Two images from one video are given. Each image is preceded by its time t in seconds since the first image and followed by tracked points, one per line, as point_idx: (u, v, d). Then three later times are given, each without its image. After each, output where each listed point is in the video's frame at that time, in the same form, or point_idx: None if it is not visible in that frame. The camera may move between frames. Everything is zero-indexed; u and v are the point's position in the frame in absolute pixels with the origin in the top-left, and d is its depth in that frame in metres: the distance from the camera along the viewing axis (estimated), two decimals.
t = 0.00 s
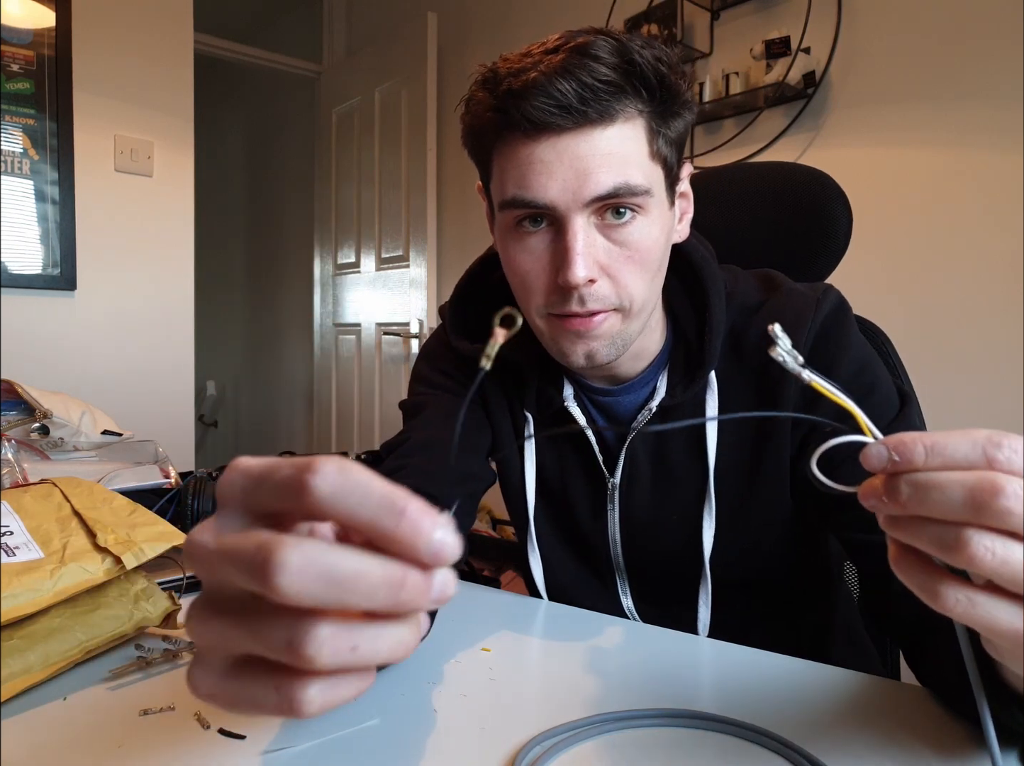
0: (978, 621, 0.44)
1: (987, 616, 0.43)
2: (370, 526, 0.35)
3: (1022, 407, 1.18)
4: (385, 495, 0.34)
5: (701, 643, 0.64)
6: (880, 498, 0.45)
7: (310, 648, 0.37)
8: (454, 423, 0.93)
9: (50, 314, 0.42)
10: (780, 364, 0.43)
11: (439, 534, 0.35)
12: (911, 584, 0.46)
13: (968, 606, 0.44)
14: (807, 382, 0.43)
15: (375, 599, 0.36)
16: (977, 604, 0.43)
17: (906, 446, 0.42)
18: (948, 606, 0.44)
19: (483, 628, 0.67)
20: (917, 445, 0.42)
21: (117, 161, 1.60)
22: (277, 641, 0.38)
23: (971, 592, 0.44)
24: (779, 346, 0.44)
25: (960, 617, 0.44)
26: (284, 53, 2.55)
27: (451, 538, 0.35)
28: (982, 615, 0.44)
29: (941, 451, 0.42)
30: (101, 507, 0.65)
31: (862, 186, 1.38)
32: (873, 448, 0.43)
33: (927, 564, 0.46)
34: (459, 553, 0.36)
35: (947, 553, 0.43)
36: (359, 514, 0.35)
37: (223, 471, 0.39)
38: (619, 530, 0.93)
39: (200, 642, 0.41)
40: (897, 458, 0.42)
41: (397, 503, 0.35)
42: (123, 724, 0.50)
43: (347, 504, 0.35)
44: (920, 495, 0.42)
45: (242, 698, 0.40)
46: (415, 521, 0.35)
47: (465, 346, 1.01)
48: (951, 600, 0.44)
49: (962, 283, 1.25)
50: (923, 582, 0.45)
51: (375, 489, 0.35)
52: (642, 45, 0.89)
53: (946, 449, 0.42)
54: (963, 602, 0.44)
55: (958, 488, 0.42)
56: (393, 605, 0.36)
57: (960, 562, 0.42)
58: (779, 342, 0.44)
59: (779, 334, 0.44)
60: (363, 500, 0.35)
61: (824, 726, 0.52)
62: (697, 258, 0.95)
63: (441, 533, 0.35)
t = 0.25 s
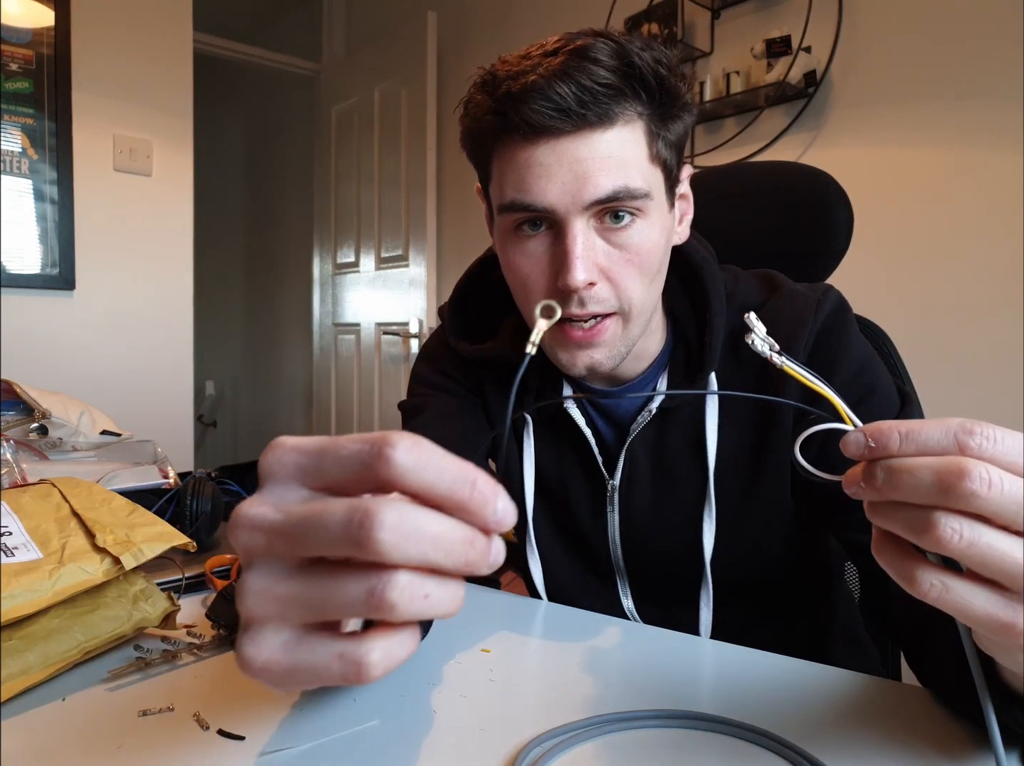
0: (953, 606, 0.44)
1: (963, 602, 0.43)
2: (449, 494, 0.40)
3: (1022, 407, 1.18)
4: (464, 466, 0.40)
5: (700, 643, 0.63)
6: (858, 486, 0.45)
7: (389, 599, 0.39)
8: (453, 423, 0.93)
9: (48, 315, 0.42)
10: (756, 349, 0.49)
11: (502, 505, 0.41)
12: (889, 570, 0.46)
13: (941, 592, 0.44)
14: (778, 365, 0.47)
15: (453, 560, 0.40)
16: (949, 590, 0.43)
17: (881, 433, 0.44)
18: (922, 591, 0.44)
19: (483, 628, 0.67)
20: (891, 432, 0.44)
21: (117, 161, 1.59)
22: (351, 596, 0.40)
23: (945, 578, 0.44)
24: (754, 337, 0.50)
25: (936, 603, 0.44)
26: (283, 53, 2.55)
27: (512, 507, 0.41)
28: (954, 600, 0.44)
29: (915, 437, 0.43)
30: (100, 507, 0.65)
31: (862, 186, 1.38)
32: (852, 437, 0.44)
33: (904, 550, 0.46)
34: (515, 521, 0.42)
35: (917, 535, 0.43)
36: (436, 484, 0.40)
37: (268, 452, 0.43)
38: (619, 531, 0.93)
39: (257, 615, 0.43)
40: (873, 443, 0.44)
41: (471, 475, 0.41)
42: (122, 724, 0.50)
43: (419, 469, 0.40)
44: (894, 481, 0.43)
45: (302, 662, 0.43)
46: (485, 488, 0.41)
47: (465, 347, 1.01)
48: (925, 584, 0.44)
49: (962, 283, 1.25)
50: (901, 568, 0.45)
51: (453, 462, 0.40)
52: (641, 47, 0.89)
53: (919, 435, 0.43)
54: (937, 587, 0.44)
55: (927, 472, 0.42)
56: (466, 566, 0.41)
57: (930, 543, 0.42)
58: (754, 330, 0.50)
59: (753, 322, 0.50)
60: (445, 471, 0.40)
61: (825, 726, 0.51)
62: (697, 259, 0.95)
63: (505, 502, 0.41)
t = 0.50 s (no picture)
0: (949, 601, 0.43)
1: (957, 597, 0.43)
2: (468, 464, 0.42)
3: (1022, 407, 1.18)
4: (480, 437, 0.42)
5: (701, 644, 0.63)
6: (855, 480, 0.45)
7: (418, 564, 0.40)
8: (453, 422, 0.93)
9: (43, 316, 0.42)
10: (756, 343, 0.49)
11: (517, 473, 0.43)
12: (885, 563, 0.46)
13: (936, 587, 0.43)
14: (777, 358, 0.46)
15: (474, 526, 0.42)
16: (945, 585, 0.43)
17: (879, 428, 0.44)
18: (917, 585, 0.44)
19: (483, 629, 0.66)
20: (889, 426, 0.44)
21: (115, 160, 1.59)
22: (381, 566, 0.41)
23: (940, 572, 0.43)
24: (753, 329, 0.50)
25: (931, 598, 0.43)
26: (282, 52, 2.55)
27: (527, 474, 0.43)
28: (949, 595, 0.43)
29: (912, 431, 0.43)
30: (98, 507, 0.65)
31: (862, 186, 1.37)
32: (851, 429, 0.44)
33: (900, 544, 0.46)
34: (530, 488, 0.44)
35: (910, 528, 0.42)
36: (455, 455, 0.41)
37: (285, 428, 0.44)
38: (620, 531, 0.93)
39: (284, 590, 0.44)
40: (871, 438, 0.44)
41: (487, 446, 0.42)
42: (121, 725, 0.50)
43: (440, 439, 0.41)
44: (888, 475, 0.43)
45: (333, 631, 0.44)
46: (503, 456, 0.42)
47: (465, 347, 1.01)
48: (920, 578, 0.43)
49: (962, 283, 1.25)
50: (896, 562, 0.45)
51: (469, 434, 0.42)
52: (642, 46, 0.89)
53: (914, 429, 0.43)
54: (932, 582, 0.43)
55: (922, 466, 0.42)
56: (485, 532, 0.42)
57: (922, 537, 0.42)
58: (753, 322, 0.50)
59: (752, 314, 0.49)
60: (462, 442, 0.42)
61: (826, 727, 0.51)
62: (697, 259, 0.94)
63: (522, 470, 0.43)
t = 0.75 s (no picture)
0: (948, 601, 0.43)
1: (956, 596, 0.43)
2: (456, 488, 0.43)
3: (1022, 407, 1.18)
4: (468, 461, 0.43)
5: (701, 644, 0.63)
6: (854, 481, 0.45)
7: (406, 586, 0.41)
8: (453, 423, 0.93)
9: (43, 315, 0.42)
10: (755, 343, 0.49)
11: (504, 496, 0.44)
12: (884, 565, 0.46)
13: (935, 587, 0.43)
14: (775, 359, 0.47)
15: (463, 547, 0.43)
16: (944, 584, 0.43)
17: (877, 427, 0.44)
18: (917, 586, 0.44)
19: (483, 629, 0.67)
20: (887, 427, 0.44)
21: (116, 160, 1.59)
22: (369, 589, 0.42)
23: (939, 572, 0.43)
24: (753, 329, 0.50)
25: (929, 598, 0.44)
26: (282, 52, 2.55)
27: (514, 496, 0.45)
28: (948, 595, 0.43)
29: (911, 431, 0.43)
30: (99, 507, 0.65)
31: (862, 185, 1.38)
32: (849, 431, 0.45)
33: (899, 544, 0.46)
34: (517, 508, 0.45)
35: (909, 528, 0.43)
36: (443, 480, 0.42)
37: (272, 447, 0.44)
38: (619, 531, 0.93)
39: (273, 608, 0.45)
40: (869, 438, 0.44)
41: (475, 469, 0.43)
42: (122, 725, 0.50)
43: (428, 464, 0.42)
44: (886, 474, 0.43)
45: (320, 650, 0.45)
46: (490, 479, 0.44)
47: (465, 347, 1.01)
48: (918, 578, 0.44)
49: (962, 283, 1.25)
50: (895, 562, 0.45)
51: (457, 458, 0.43)
52: (641, 46, 0.89)
53: (913, 429, 0.43)
54: (931, 582, 0.43)
55: (921, 466, 0.42)
56: (473, 552, 0.43)
57: (920, 536, 0.42)
58: (752, 322, 0.50)
59: (751, 314, 0.49)
60: (451, 467, 0.42)
61: (825, 726, 0.51)
62: (697, 259, 0.94)
63: (509, 492, 0.44)
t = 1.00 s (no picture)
0: (948, 601, 0.43)
1: (955, 596, 0.43)
2: (458, 483, 0.43)
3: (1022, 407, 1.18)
4: (469, 456, 0.43)
5: (700, 644, 0.63)
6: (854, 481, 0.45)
7: (411, 582, 0.41)
8: (453, 423, 0.93)
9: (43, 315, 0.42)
10: (754, 344, 0.49)
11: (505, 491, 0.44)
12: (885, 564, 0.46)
13: (936, 587, 0.43)
14: (774, 359, 0.47)
15: (466, 542, 0.43)
16: (945, 584, 0.43)
17: (877, 428, 0.44)
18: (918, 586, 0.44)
19: (483, 629, 0.67)
20: (887, 427, 0.44)
21: (116, 161, 1.59)
22: (373, 586, 0.42)
23: (940, 572, 0.43)
24: (752, 329, 0.50)
25: (929, 597, 0.44)
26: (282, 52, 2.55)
27: (515, 491, 0.45)
28: (949, 595, 0.43)
29: (910, 432, 0.43)
30: (99, 507, 0.65)
31: (862, 185, 1.38)
32: (849, 431, 0.45)
33: (899, 544, 0.46)
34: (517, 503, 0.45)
35: (909, 528, 0.43)
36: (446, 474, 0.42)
37: (275, 445, 0.44)
38: (619, 531, 0.93)
39: (277, 607, 0.45)
40: (868, 438, 0.44)
41: (477, 464, 0.43)
42: (122, 725, 0.50)
43: (432, 458, 0.42)
44: (886, 475, 0.43)
45: (326, 648, 0.45)
46: (491, 474, 0.44)
47: (465, 348, 1.01)
48: (918, 578, 0.44)
49: (961, 283, 1.25)
50: (894, 562, 0.45)
51: (459, 453, 0.43)
52: (641, 47, 0.89)
53: (913, 430, 0.43)
54: (931, 582, 0.43)
55: (921, 466, 0.42)
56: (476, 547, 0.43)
57: (921, 537, 0.42)
58: (751, 322, 0.50)
59: (750, 315, 0.49)
60: (453, 461, 0.42)
61: (824, 726, 0.51)
62: (697, 259, 0.95)
63: (509, 487, 0.44)
